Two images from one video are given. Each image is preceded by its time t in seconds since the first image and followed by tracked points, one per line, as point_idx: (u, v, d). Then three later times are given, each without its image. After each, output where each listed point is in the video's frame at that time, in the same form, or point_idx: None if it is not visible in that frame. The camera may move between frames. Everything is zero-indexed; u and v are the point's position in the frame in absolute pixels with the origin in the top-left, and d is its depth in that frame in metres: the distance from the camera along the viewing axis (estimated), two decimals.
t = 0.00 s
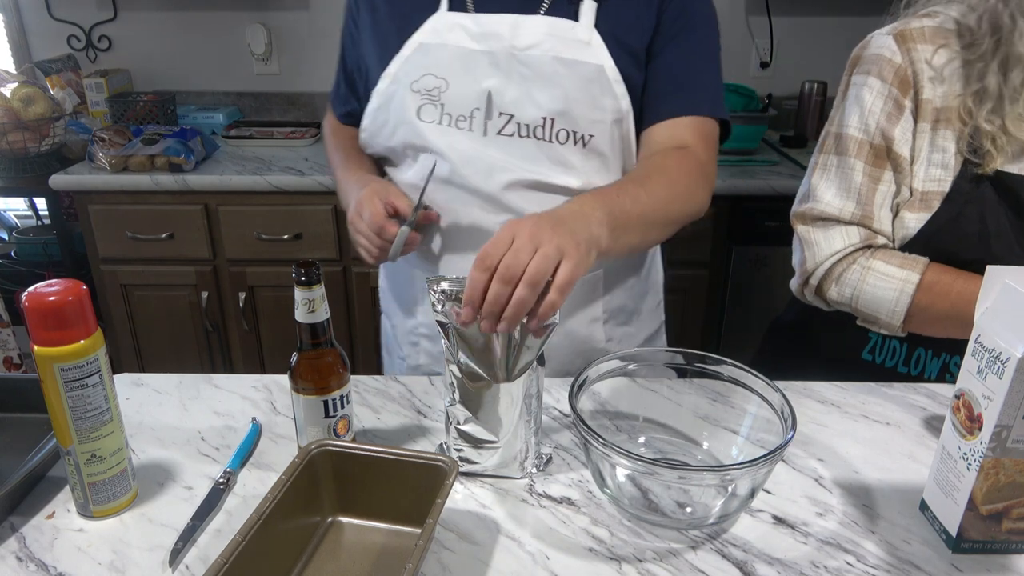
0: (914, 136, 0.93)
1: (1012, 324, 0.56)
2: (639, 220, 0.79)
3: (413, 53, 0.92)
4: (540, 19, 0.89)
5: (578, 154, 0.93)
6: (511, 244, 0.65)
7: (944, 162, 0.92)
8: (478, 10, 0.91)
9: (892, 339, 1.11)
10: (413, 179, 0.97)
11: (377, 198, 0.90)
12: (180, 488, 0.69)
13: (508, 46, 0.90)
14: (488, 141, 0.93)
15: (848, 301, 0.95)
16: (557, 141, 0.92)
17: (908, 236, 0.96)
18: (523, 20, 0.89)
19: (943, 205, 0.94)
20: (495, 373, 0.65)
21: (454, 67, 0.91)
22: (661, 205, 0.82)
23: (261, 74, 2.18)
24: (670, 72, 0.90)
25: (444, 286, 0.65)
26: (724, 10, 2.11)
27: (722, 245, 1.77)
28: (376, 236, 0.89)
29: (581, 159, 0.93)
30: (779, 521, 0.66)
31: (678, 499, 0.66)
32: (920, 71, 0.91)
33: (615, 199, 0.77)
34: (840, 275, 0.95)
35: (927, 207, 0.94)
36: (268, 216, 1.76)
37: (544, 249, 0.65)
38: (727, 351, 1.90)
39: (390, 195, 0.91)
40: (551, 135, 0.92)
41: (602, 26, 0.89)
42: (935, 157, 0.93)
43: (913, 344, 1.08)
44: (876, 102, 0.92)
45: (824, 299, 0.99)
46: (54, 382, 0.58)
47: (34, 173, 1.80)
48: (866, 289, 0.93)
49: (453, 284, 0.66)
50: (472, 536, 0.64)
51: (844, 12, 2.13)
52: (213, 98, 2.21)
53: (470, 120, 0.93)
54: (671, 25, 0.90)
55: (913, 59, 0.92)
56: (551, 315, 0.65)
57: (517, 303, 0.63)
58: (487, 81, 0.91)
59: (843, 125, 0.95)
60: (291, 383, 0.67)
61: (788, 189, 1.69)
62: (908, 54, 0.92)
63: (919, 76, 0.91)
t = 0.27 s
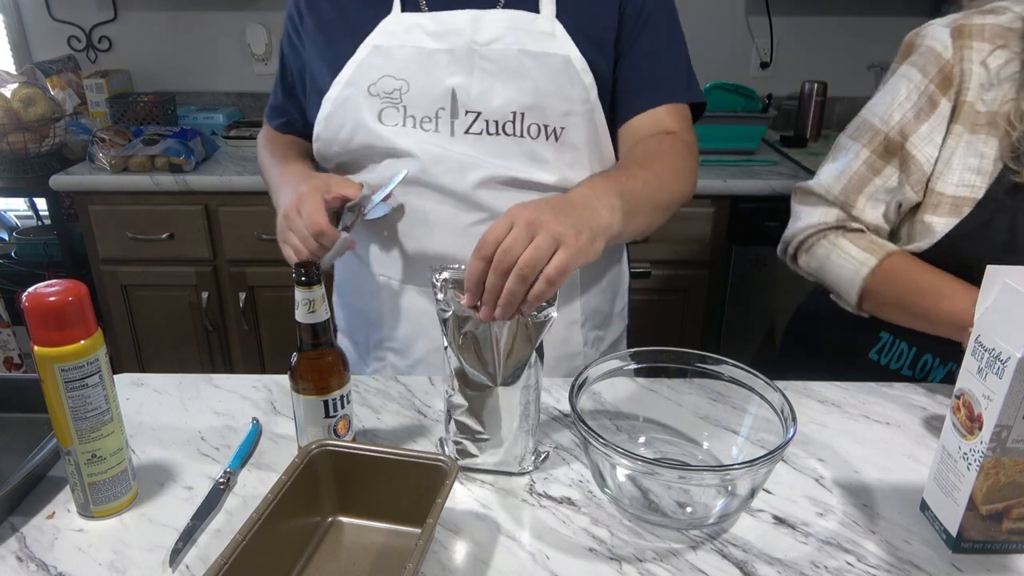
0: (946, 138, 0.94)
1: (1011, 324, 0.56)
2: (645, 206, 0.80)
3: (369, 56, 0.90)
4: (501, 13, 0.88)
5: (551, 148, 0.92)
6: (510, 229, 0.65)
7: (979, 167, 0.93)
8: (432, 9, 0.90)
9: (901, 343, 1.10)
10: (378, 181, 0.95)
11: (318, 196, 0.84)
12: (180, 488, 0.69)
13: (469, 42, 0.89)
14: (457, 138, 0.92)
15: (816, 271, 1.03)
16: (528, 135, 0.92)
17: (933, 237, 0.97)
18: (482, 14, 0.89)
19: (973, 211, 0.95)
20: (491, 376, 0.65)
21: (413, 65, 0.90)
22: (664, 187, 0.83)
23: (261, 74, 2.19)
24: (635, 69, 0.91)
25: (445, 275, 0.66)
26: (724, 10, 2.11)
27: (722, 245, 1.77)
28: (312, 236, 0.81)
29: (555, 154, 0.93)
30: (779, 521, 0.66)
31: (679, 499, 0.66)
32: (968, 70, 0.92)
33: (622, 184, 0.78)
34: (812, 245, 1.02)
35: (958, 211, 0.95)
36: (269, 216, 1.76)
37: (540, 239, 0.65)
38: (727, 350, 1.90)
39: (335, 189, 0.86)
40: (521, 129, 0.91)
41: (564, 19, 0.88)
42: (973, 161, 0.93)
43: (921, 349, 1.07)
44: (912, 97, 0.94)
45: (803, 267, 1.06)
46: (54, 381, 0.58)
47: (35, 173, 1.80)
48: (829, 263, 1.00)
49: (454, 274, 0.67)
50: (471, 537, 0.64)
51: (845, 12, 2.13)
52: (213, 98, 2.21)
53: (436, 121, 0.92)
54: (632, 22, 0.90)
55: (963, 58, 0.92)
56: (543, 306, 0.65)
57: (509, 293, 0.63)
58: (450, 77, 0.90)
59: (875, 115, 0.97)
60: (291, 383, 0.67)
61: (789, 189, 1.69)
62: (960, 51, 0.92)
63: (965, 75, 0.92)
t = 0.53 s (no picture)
0: (980, 131, 0.97)
1: (1011, 324, 0.56)
2: (641, 189, 0.80)
3: (353, 59, 0.90)
4: (487, 11, 0.87)
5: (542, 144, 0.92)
6: (502, 219, 0.65)
7: (1016, 168, 0.94)
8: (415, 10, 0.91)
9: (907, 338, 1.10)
10: (368, 180, 0.94)
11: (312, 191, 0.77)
12: (181, 489, 0.69)
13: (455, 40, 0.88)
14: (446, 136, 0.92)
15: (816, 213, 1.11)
16: (519, 131, 0.91)
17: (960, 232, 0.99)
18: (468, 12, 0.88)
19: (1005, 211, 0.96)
20: (478, 361, 0.69)
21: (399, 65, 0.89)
22: (660, 175, 0.83)
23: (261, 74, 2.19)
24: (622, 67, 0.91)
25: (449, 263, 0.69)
26: (724, 10, 2.11)
27: (722, 245, 1.78)
28: (294, 229, 0.73)
29: (548, 150, 0.93)
30: (779, 521, 0.66)
31: (679, 499, 0.66)
32: (1016, 67, 0.93)
33: (618, 169, 0.78)
34: (819, 188, 1.09)
35: (990, 211, 0.97)
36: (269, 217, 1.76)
37: (533, 229, 0.65)
38: (727, 350, 1.90)
39: (330, 198, 0.80)
40: (512, 125, 0.91)
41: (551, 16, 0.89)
42: (1013, 161, 0.94)
43: (926, 347, 1.07)
44: (955, 80, 0.97)
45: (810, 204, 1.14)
46: (54, 382, 0.58)
47: (35, 174, 1.80)
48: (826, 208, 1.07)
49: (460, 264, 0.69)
50: (471, 537, 0.64)
51: (846, 12, 2.13)
52: (213, 98, 2.21)
53: (425, 120, 0.92)
54: (617, 20, 0.90)
55: (1016, 54, 0.93)
56: (536, 306, 0.66)
57: (500, 283, 0.64)
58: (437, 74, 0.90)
59: (918, 95, 1.01)
60: (291, 383, 0.67)
61: (789, 189, 1.69)
62: (1016, 47, 0.93)
63: (1012, 72, 0.93)
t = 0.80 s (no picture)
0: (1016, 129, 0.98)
1: (1011, 324, 0.56)
2: (634, 194, 0.81)
3: (355, 58, 0.90)
4: (491, 10, 0.87)
5: (548, 144, 0.93)
6: (488, 198, 0.69)
7: None
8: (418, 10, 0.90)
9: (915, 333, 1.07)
10: (372, 180, 0.94)
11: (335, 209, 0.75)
12: (180, 488, 0.69)
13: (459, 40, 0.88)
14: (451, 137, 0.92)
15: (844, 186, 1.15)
16: (524, 132, 0.92)
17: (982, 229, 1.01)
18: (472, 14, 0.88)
19: None
20: (477, 361, 0.69)
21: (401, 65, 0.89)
22: (655, 177, 0.83)
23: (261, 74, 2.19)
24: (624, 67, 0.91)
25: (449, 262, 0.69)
26: (724, 11, 2.11)
27: (722, 245, 1.78)
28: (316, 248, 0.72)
29: (553, 150, 0.93)
30: (779, 521, 0.66)
31: (678, 499, 0.66)
32: None
33: (611, 171, 0.79)
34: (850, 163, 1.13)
35: (1016, 212, 0.99)
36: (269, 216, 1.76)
37: (517, 209, 0.68)
38: (728, 350, 1.90)
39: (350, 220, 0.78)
40: (518, 126, 0.91)
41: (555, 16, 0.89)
42: None
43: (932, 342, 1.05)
44: (998, 71, 0.99)
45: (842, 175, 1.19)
46: (54, 382, 0.58)
47: (34, 173, 1.80)
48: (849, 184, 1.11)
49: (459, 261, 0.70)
50: (471, 536, 0.64)
51: (846, 12, 2.13)
52: (212, 98, 2.21)
53: (430, 120, 0.92)
54: (620, 19, 0.90)
55: None
56: (534, 305, 0.66)
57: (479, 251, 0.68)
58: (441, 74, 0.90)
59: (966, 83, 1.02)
60: (291, 383, 0.67)
61: (789, 189, 1.70)
62: None
63: None
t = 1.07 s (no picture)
0: None
1: (1011, 324, 0.56)
2: (635, 199, 0.81)
3: (365, 56, 0.89)
4: (502, 11, 0.87)
5: (559, 146, 0.93)
6: (489, 198, 0.70)
7: None
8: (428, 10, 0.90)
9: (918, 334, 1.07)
10: (379, 181, 0.94)
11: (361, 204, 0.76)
12: (181, 489, 0.69)
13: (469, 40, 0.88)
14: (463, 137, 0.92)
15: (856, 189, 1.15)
16: (536, 133, 0.92)
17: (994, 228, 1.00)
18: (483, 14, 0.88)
19: None
20: (490, 362, 0.69)
21: (413, 64, 0.89)
22: (658, 180, 0.83)
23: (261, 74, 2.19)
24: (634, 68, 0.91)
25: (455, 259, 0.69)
26: (724, 11, 2.11)
27: (722, 245, 1.78)
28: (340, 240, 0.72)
29: (564, 153, 0.93)
30: (779, 521, 0.66)
31: (679, 499, 0.66)
32: None
33: (612, 174, 0.79)
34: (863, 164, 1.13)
35: None
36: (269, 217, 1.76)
37: (515, 208, 0.69)
38: (728, 350, 1.90)
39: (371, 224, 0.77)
40: (528, 128, 0.92)
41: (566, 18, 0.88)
42: None
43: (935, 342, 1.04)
44: (1016, 68, 0.96)
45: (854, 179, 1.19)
46: (54, 382, 0.58)
47: (35, 174, 1.80)
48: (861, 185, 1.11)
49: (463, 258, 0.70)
50: (471, 537, 0.64)
51: (846, 12, 2.13)
52: (213, 98, 2.21)
53: (440, 120, 0.92)
54: (630, 18, 0.90)
55: None
56: (538, 305, 0.66)
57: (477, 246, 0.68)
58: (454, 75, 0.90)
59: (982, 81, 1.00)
60: (291, 383, 0.67)
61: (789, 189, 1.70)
62: None
63: None
